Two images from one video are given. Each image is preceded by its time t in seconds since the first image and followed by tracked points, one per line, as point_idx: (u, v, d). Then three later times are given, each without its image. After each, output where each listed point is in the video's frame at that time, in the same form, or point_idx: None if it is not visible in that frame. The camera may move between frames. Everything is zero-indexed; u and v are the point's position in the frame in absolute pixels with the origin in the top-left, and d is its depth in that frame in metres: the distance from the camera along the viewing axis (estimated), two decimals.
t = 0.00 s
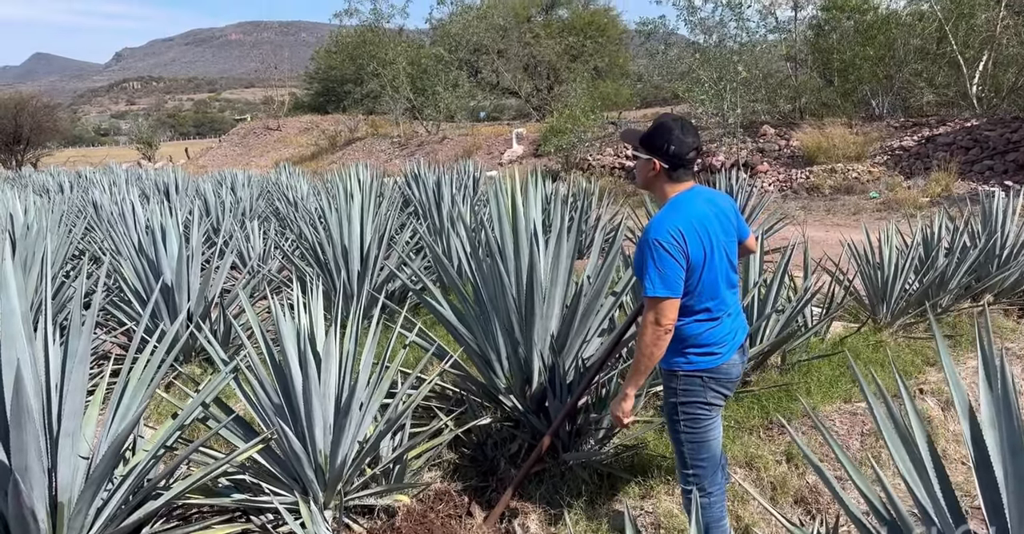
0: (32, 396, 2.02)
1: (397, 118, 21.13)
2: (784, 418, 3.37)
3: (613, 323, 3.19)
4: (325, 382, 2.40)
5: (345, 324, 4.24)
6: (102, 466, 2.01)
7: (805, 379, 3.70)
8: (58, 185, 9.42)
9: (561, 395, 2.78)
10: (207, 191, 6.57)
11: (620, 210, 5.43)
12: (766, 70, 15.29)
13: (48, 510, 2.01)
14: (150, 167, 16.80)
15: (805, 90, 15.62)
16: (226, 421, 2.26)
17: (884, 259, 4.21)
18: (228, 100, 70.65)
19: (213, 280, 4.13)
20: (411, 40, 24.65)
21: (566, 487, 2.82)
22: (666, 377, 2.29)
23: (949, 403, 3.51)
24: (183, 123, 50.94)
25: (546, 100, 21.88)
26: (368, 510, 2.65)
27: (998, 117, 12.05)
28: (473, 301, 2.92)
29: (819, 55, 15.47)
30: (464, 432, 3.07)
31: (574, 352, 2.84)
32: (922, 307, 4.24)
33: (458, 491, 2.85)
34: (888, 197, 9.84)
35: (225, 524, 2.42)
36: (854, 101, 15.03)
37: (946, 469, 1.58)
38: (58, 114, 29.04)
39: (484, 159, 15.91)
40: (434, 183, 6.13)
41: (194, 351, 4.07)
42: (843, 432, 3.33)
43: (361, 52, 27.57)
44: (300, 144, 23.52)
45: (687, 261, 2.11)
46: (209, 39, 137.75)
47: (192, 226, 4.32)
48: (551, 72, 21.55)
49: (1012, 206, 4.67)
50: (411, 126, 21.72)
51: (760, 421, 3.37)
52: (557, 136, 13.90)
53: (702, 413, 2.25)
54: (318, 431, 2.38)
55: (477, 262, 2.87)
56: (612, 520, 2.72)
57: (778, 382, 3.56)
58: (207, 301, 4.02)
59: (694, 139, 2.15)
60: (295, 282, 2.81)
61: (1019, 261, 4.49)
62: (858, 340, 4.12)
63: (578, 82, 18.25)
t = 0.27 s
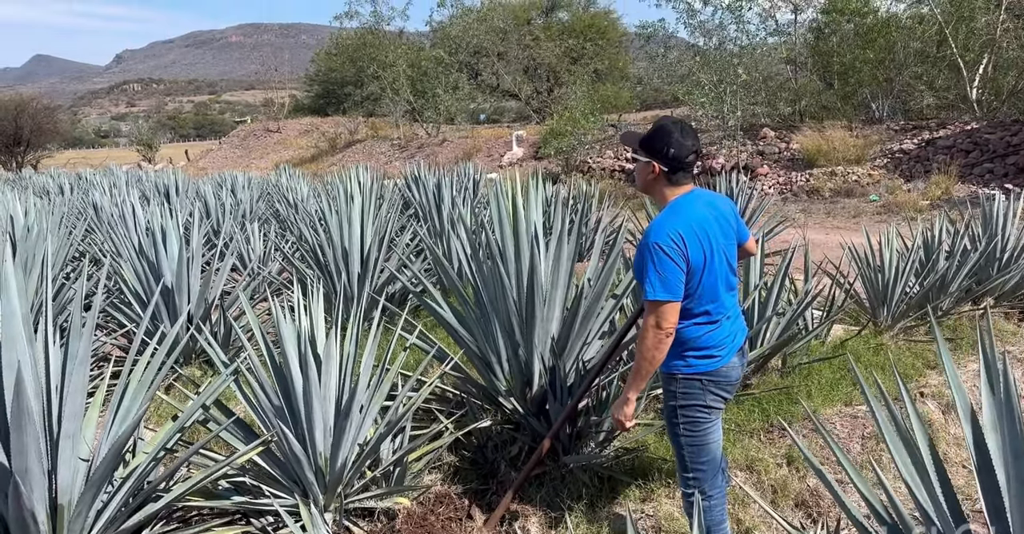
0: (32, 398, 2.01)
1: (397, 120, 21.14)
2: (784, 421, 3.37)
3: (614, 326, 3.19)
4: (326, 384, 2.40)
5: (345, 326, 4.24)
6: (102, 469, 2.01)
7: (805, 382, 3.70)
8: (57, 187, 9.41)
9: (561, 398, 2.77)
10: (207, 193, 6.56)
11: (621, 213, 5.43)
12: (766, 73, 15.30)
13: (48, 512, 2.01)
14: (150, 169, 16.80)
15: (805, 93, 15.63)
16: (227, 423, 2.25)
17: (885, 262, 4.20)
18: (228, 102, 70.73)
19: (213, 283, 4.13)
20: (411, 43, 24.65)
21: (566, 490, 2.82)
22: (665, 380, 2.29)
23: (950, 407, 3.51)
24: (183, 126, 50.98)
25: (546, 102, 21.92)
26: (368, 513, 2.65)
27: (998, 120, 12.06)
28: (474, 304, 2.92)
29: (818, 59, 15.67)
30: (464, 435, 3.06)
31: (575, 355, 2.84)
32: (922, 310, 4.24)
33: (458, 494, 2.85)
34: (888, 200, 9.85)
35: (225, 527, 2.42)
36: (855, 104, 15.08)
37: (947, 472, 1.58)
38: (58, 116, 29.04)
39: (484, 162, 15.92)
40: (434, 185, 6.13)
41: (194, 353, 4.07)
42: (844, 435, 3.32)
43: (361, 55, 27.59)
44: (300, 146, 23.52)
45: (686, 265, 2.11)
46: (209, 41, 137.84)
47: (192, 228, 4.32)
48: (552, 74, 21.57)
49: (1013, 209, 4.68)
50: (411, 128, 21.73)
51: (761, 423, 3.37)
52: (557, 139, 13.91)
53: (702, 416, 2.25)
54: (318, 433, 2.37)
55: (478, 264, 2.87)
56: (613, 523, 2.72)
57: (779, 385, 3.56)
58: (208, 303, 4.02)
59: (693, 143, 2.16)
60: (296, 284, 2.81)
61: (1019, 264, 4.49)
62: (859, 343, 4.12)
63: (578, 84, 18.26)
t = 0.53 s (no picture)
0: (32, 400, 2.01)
1: (398, 122, 21.15)
2: (785, 424, 3.37)
3: (614, 328, 3.18)
4: (326, 387, 2.40)
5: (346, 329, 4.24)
6: (102, 471, 2.01)
7: (806, 385, 3.70)
8: (58, 189, 9.42)
9: (562, 400, 2.77)
10: (208, 196, 6.57)
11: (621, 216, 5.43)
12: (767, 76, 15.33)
13: (48, 515, 2.01)
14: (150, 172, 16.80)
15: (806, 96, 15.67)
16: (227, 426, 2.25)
17: (886, 265, 4.20)
18: (229, 104, 70.81)
19: (213, 285, 4.13)
20: (411, 45, 24.67)
21: (567, 493, 2.82)
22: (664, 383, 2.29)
23: (950, 410, 3.50)
24: (184, 128, 51.02)
25: (547, 105, 21.95)
26: (368, 516, 2.66)
27: (998, 123, 12.06)
28: (474, 306, 2.91)
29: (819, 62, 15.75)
30: (465, 437, 3.06)
31: (575, 357, 2.84)
32: (923, 313, 4.23)
33: (458, 497, 2.85)
34: (888, 203, 9.85)
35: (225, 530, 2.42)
36: (855, 107, 15.09)
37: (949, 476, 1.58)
38: (59, 118, 29.06)
39: (484, 164, 15.93)
40: (435, 188, 6.13)
41: (194, 355, 4.06)
42: (845, 438, 3.32)
43: (362, 57, 27.63)
44: (301, 148, 23.56)
45: (686, 267, 2.11)
46: (210, 43, 137.95)
47: (193, 230, 4.31)
48: (552, 77, 21.59)
49: (1013, 212, 4.68)
50: (412, 131, 21.74)
51: (761, 427, 3.37)
52: (558, 141, 13.92)
53: (701, 419, 2.25)
54: (318, 436, 2.37)
55: (478, 267, 2.87)
56: (613, 526, 2.72)
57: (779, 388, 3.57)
58: (208, 305, 4.02)
59: (693, 145, 2.16)
60: (296, 286, 2.81)
61: (1020, 268, 4.49)
62: (859, 346, 4.12)
63: (579, 87, 18.29)
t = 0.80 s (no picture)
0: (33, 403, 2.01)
1: (399, 125, 21.16)
2: (787, 426, 3.37)
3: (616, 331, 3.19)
4: (328, 390, 2.40)
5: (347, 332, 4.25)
6: (104, 474, 2.01)
7: (807, 388, 3.70)
8: (60, 192, 9.43)
9: (564, 403, 2.77)
10: (210, 198, 6.57)
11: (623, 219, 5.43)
12: (768, 79, 15.34)
13: (50, 517, 2.01)
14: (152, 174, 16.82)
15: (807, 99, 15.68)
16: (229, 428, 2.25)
17: (887, 268, 4.20)
18: (230, 107, 70.90)
19: (215, 288, 4.13)
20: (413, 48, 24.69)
21: (568, 496, 2.82)
22: (667, 387, 2.29)
23: (952, 413, 3.50)
24: (185, 130, 51.08)
25: (548, 108, 21.95)
26: (370, 518, 2.66)
27: (999, 126, 12.07)
28: (475, 308, 2.91)
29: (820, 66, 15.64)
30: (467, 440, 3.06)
31: (577, 361, 2.84)
32: (924, 316, 4.23)
33: (460, 500, 2.84)
34: (890, 206, 9.85)
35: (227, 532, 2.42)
36: (856, 110, 15.11)
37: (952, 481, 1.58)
38: (60, 120, 29.10)
39: (486, 167, 15.93)
40: (436, 190, 6.13)
41: (195, 358, 4.07)
42: (847, 441, 3.32)
43: (364, 60, 27.66)
44: (302, 151, 23.58)
45: (692, 271, 2.11)
46: (212, 46, 138.14)
47: (195, 233, 4.32)
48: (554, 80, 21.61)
49: (1014, 215, 4.68)
50: (414, 133, 21.76)
51: (763, 429, 3.37)
52: (559, 144, 13.93)
53: (703, 422, 2.25)
54: (320, 439, 2.37)
55: (480, 269, 2.88)
56: (615, 529, 2.72)
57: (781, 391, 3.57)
58: (210, 308, 4.02)
59: (695, 149, 2.18)
60: (298, 289, 2.81)
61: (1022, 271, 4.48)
62: (861, 349, 4.12)
63: (580, 90, 18.31)
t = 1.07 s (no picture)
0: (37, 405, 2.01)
1: (403, 128, 21.20)
2: (790, 430, 3.37)
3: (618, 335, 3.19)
4: (331, 392, 2.40)
5: (350, 334, 4.26)
6: (107, 477, 2.01)
7: (811, 392, 3.70)
8: (64, 194, 9.45)
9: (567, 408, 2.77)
10: (214, 201, 6.59)
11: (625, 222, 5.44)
12: (771, 82, 15.33)
13: (53, 518, 2.01)
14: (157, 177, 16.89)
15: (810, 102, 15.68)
16: (232, 431, 2.25)
17: (890, 271, 4.19)
18: (234, 110, 71.08)
19: (218, 290, 4.13)
20: (416, 51, 24.74)
21: (571, 499, 2.82)
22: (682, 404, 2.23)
23: (955, 417, 3.49)
24: (189, 133, 51.23)
25: (551, 111, 21.94)
26: (372, 521, 2.66)
27: (1003, 130, 12.04)
28: (479, 311, 2.91)
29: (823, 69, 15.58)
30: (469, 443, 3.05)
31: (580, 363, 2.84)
32: (927, 320, 4.23)
33: (462, 503, 2.84)
34: (893, 209, 9.84)
35: None
36: (860, 113, 15.11)
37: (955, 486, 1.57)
38: (65, 123, 29.19)
39: (489, 170, 15.96)
40: (439, 193, 6.13)
41: (198, 360, 4.08)
42: (850, 446, 3.31)
43: (367, 63, 27.70)
44: (306, 154, 23.61)
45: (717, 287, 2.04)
46: (216, 49, 138.47)
47: (199, 235, 4.33)
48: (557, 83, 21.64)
49: (1019, 219, 4.67)
50: (417, 136, 21.80)
51: (766, 433, 3.37)
52: (562, 147, 13.95)
53: (713, 435, 2.23)
54: (323, 442, 2.37)
55: (483, 272, 2.88)
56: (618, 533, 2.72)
57: (784, 394, 3.58)
58: (214, 310, 4.03)
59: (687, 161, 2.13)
60: (301, 291, 2.81)
61: None
62: (864, 352, 4.11)
63: (583, 93, 18.32)
